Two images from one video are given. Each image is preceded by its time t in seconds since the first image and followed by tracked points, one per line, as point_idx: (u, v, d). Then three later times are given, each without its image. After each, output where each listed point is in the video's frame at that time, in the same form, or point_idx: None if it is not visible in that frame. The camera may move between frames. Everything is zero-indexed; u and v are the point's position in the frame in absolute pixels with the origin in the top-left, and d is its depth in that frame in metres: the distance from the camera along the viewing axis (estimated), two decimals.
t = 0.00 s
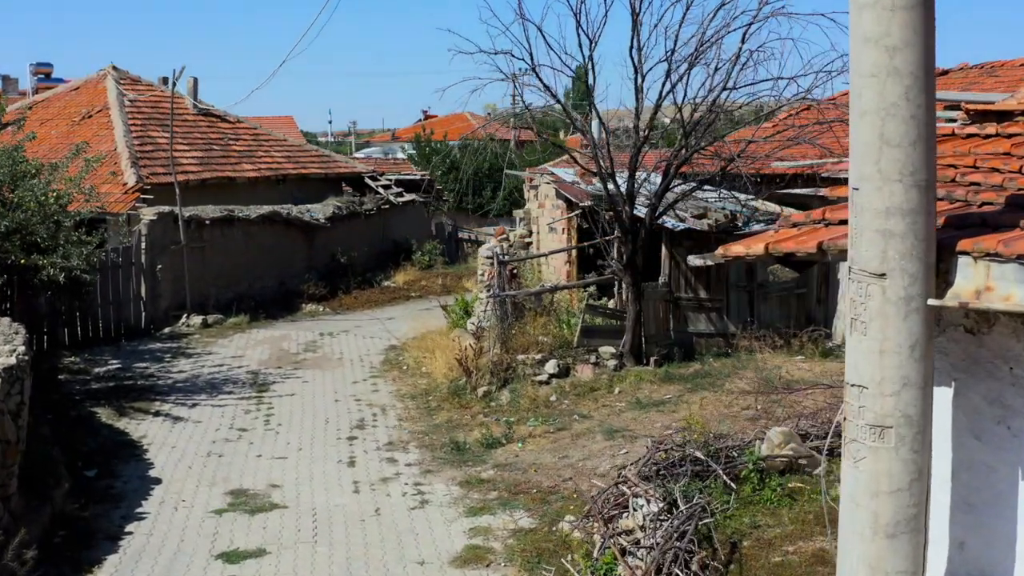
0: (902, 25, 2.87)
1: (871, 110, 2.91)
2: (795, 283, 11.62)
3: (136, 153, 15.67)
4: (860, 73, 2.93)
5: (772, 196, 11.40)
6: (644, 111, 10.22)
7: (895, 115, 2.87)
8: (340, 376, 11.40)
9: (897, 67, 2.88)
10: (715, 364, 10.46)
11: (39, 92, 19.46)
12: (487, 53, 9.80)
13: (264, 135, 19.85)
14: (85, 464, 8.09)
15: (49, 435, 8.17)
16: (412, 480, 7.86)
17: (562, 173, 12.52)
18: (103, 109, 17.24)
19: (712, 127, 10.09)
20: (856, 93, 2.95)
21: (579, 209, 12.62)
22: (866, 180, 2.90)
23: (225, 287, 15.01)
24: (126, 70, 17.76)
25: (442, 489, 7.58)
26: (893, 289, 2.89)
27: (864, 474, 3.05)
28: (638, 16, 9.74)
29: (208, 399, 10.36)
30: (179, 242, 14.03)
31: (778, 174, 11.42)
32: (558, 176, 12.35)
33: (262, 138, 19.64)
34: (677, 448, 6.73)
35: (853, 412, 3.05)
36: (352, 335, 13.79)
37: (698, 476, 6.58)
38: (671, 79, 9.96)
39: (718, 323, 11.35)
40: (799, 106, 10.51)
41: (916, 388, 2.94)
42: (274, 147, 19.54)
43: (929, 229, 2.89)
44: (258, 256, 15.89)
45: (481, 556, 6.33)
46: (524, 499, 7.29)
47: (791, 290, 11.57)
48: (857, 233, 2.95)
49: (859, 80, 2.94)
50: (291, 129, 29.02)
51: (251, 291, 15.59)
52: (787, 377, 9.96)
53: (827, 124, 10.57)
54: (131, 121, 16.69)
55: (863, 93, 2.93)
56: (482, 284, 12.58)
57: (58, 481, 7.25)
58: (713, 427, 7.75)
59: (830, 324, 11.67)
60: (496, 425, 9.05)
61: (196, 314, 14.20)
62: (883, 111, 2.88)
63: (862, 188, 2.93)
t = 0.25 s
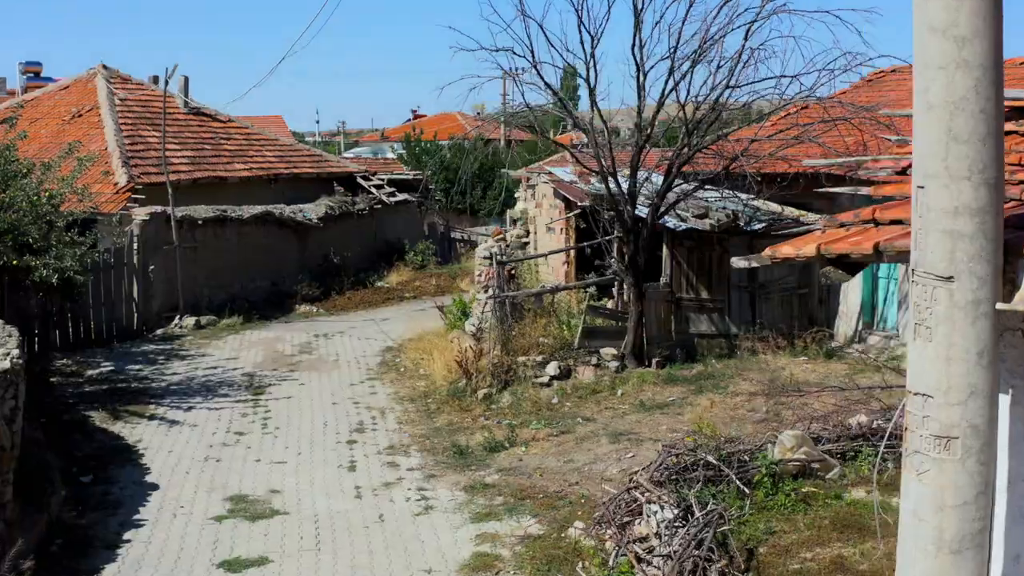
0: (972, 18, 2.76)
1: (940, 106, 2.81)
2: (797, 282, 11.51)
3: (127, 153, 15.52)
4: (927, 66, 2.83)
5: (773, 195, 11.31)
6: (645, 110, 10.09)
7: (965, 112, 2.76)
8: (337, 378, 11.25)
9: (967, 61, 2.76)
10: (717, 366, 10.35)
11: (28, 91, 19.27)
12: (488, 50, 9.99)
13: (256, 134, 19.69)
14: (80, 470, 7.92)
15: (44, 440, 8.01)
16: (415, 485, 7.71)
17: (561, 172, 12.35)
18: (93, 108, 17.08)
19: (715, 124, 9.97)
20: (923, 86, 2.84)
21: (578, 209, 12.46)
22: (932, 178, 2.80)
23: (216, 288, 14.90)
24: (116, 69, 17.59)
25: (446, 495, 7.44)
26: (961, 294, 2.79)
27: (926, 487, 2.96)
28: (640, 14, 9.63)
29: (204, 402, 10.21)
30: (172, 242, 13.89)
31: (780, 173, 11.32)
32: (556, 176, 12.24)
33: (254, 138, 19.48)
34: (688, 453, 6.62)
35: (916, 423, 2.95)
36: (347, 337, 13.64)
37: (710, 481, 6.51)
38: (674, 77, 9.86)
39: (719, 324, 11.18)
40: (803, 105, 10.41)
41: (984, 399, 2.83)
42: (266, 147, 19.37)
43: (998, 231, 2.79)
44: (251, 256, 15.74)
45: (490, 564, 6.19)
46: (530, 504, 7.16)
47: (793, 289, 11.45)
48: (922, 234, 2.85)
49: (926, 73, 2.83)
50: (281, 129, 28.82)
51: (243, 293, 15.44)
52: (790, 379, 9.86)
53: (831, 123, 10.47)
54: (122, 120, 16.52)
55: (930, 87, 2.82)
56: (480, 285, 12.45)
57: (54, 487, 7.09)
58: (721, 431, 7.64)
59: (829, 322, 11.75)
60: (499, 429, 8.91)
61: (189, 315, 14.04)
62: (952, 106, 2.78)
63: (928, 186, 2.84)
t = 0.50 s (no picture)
0: None
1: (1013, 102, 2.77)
2: (800, 283, 11.54)
3: (117, 153, 15.37)
4: (1003, 60, 2.78)
5: (775, 195, 11.20)
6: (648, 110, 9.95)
7: None
8: (334, 381, 11.07)
9: None
10: (720, 368, 10.23)
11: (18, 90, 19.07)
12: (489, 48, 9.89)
13: (247, 134, 19.49)
14: (75, 476, 7.74)
15: (37, 445, 7.83)
16: (418, 491, 7.56)
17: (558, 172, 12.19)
18: (83, 108, 16.92)
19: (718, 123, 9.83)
20: (998, 81, 2.79)
21: (576, 209, 12.31)
22: (1008, 175, 2.77)
23: (208, 289, 14.72)
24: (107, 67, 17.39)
25: (451, 501, 7.29)
26: None
27: (999, 500, 2.93)
28: (643, 10, 9.51)
29: (199, 406, 10.03)
30: (164, 243, 13.72)
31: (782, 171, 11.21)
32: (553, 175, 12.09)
33: (245, 137, 19.28)
34: (701, 457, 6.51)
35: (986, 436, 2.93)
36: (342, 338, 13.47)
37: (723, 486, 6.38)
38: (677, 76, 9.75)
39: (722, 326, 11.18)
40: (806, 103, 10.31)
41: None
42: (257, 146, 19.18)
43: None
44: (243, 257, 15.57)
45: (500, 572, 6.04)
46: (537, 511, 7.01)
47: (796, 289, 11.48)
48: (994, 234, 2.83)
49: (1000, 68, 2.78)
50: (271, 128, 28.60)
51: (235, 294, 15.26)
52: (794, 381, 9.76)
53: (835, 121, 10.38)
54: (112, 120, 16.36)
55: (1004, 81, 2.77)
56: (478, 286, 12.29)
57: (50, 494, 6.92)
58: (730, 436, 7.51)
59: (832, 323, 11.62)
60: (501, 432, 8.76)
61: (181, 316, 13.88)
62: None
63: (1003, 183, 2.80)
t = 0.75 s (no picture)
0: None
1: None
2: (802, 284, 11.43)
3: (108, 153, 15.23)
4: None
5: (777, 195, 11.11)
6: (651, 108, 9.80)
7: None
8: (331, 384, 10.90)
9: None
10: (724, 371, 10.11)
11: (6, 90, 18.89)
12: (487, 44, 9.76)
13: (238, 133, 19.30)
14: (70, 483, 7.56)
15: (32, 452, 7.66)
16: (423, 497, 7.40)
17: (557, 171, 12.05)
18: (73, 107, 16.77)
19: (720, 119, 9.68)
20: None
21: (575, 209, 12.16)
22: None
23: (201, 290, 14.55)
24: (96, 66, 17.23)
25: (457, 508, 7.13)
26: None
27: None
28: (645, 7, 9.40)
29: (195, 410, 9.86)
30: (156, 244, 13.55)
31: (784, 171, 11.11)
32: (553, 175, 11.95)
33: (236, 137, 19.08)
34: (716, 463, 6.38)
35: None
36: (337, 340, 13.31)
37: (739, 492, 6.26)
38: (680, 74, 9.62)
39: (724, 327, 10.97)
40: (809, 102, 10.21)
41: None
42: (248, 146, 18.99)
43: None
44: (235, 258, 15.40)
45: None
46: (545, 517, 6.86)
47: (799, 290, 11.37)
48: None
49: None
50: (260, 127, 28.41)
51: (228, 295, 15.07)
52: (799, 384, 9.66)
53: (838, 121, 10.28)
54: (102, 120, 16.21)
55: None
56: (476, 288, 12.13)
57: (46, 503, 6.74)
58: (741, 440, 7.39)
59: (833, 323, 11.59)
60: (505, 437, 8.62)
61: (174, 318, 13.72)
62: None
63: None
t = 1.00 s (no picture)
0: None
1: None
2: (807, 285, 11.29)
3: (100, 153, 15.15)
4: None
5: (782, 196, 10.99)
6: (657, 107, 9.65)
7: None
8: (330, 387, 10.73)
9: None
10: (729, 373, 9.98)
11: None
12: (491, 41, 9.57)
13: (231, 133, 19.12)
14: (67, 491, 7.38)
15: (27, 459, 7.48)
16: (429, 504, 7.23)
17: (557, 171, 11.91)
18: (64, 106, 16.68)
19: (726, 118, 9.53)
20: None
21: (576, 209, 12.01)
22: None
23: (195, 292, 14.38)
24: (87, 66, 17.08)
25: (465, 515, 6.97)
26: None
27: None
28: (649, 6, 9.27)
29: (192, 414, 9.70)
30: (150, 245, 13.41)
31: (788, 171, 10.99)
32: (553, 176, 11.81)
33: (228, 137, 18.90)
34: (732, 469, 6.25)
35: None
36: (334, 342, 13.14)
37: (757, 500, 6.14)
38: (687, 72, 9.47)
39: (729, 329, 10.75)
40: (815, 102, 10.09)
41: None
42: (241, 146, 18.80)
43: None
44: (229, 258, 15.21)
45: None
46: (556, 525, 6.71)
47: (803, 292, 11.23)
48: None
49: None
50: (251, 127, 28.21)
51: (223, 297, 14.89)
52: (806, 387, 9.54)
53: (844, 120, 10.16)
54: (94, 119, 16.13)
55: None
56: (475, 289, 11.97)
57: (43, 512, 6.56)
58: (754, 447, 7.25)
59: (838, 326, 11.51)
60: (510, 442, 8.46)
61: (168, 321, 13.59)
62: None
63: None
